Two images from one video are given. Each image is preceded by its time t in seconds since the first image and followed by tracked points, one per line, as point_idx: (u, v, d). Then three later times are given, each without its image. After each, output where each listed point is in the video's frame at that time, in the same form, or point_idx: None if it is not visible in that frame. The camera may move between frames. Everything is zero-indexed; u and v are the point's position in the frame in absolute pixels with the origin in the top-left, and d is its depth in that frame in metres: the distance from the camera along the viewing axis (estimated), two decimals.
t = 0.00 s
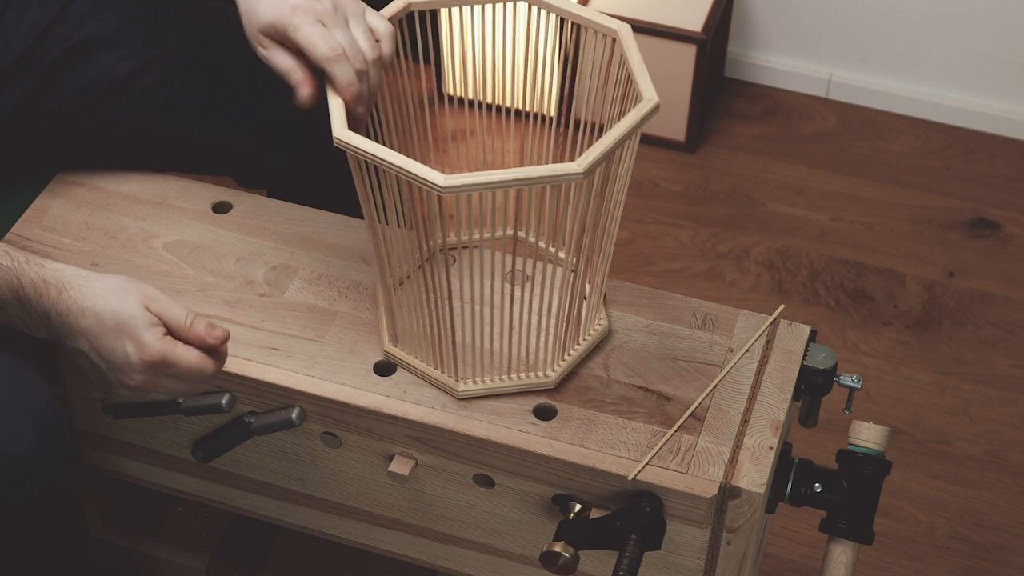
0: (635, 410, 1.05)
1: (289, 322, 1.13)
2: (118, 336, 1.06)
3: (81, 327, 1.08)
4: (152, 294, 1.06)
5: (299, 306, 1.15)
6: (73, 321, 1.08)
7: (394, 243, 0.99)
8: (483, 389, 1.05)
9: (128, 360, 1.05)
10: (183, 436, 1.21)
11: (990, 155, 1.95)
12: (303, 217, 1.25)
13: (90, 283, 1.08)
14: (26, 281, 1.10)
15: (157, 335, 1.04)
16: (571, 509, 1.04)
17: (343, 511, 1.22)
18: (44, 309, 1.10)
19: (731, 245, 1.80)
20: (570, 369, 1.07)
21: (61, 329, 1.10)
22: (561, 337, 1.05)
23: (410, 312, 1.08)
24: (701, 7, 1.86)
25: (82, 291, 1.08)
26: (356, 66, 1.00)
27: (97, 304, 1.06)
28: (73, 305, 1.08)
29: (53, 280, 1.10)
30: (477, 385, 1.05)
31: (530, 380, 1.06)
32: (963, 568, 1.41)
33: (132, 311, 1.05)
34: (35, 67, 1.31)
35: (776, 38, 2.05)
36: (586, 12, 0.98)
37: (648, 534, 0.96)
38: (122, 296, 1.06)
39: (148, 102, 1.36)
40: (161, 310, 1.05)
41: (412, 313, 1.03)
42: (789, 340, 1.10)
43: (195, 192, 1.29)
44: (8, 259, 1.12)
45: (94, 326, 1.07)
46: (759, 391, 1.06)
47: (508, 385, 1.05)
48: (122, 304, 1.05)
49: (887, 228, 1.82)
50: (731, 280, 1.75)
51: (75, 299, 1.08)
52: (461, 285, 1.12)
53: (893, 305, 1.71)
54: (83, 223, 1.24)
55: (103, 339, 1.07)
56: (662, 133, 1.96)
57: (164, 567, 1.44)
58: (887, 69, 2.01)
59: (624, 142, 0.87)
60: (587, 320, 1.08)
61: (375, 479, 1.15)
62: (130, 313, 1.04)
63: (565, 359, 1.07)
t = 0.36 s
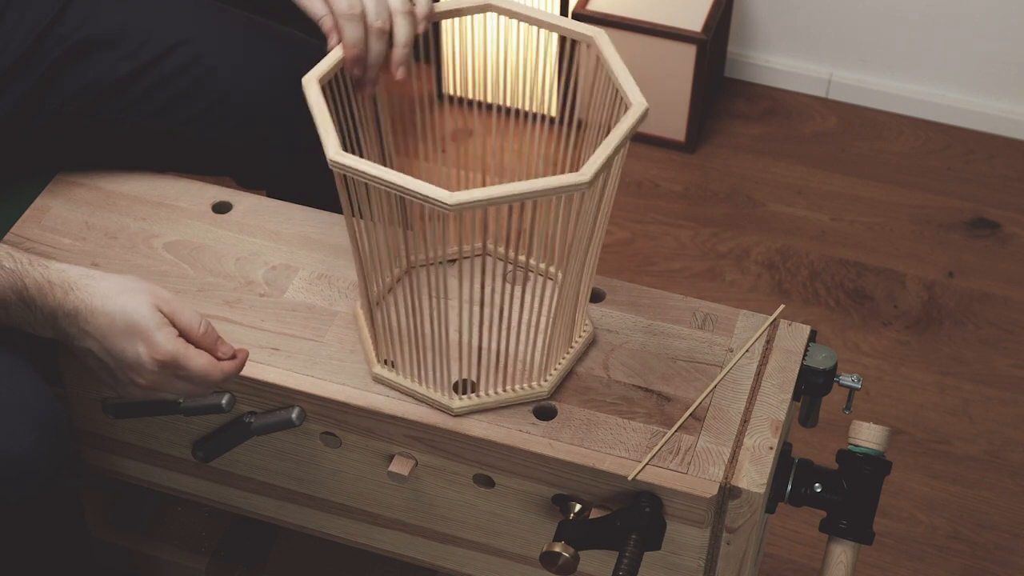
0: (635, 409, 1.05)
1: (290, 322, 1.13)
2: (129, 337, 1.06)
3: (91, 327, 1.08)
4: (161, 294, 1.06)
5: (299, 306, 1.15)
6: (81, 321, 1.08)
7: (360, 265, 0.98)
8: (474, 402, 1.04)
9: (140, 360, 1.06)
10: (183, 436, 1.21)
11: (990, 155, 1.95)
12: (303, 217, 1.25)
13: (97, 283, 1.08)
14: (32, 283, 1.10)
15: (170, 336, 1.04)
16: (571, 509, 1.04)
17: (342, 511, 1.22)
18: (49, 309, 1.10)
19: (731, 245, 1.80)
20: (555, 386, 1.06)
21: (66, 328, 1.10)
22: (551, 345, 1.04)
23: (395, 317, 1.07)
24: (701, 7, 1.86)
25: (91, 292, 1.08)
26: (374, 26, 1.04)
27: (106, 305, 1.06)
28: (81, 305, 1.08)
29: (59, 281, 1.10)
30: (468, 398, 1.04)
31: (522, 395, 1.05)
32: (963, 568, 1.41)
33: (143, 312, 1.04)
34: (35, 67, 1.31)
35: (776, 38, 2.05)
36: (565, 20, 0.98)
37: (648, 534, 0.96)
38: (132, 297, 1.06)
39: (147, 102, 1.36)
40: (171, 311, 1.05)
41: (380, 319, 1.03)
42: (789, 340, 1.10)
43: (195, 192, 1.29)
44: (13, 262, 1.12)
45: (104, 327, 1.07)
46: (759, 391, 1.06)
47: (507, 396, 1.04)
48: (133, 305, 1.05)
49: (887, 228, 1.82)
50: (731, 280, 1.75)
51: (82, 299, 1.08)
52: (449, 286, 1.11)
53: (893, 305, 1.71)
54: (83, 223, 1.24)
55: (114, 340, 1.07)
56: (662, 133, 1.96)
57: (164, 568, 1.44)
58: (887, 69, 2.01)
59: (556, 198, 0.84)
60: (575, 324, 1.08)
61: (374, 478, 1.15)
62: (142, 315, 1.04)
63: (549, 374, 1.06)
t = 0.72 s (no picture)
0: (635, 409, 1.05)
1: (290, 322, 1.13)
2: (142, 333, 1.06)
3: (101, 325, 1.08)
4: (174, 293, 1.08)
5: (299, 306, 1.15)
6: (92, 318, 1.08)
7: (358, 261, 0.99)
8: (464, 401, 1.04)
9: (154, 356, 1.06)
10: (183, 436, 1.21)
11: (990, 155, 1.95)
12: (303, 217, 1.25)
13: (109, 282, 1.09)
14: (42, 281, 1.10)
15: (183, 330, 1.04)
16: (571, 509, 1.04)
17: (342, 511, 1.22)
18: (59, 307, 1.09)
19: (731, 245, 1.80)
20: (545, 389, 1.06)
21: (77, 327, 1.09)
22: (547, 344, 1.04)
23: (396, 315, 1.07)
24: (701, 7, 1.86)
25: (102, 291, 1.08)
26: (349, 31, 1.00)
27: (120, 301, 1.07)
28: (92, 303, 1.08)
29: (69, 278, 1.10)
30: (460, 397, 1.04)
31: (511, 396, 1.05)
32: (963, 568, 1.41)
33: (158, 309, 1.05)
34: (35, 67, 1.31)
35: (776, 38, 2.05)
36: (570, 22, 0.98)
37: (648, 534, 0.96)
38: (144, 294, 1.07)
39: (148, 102, 1.36)
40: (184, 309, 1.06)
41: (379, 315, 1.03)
42: (789, 340, 1.10)
43: (195, 192, 1.29)
44: (23, 260, 1.11)
45: (115, 324, 1.07)
46: (759, 391, 1.06)
47: (501, 396, 1.05)
48: (146, 302, 1.06)
49: (887, 228, 1.82)
50: (731, 280, 1.75)
51: (93, 297, 1.08)
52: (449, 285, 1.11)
53: (893, 305, 1.71)
54: (83, 223, 1.24)
55: (124, 337, 1.07)
56: (662, 133, 1.96)
57: (164, 568, 1.44)
58: (887, 69, 2.01)
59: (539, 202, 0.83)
60: (571, 326, 1.08)
61: (374, 478, 1.15)
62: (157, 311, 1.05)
63: (540, 377, 1.06)
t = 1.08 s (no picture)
0: (635, 409, 1.05)
1: (291, 322, 1.14)
2: (137, 334, 1.06)
3: (100, 325, 1.07)
4: (171, 293, 1.07)
5: (299, 306, 1.15)
6: (90, 319, 1.08)
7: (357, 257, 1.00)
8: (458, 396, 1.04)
9: (150, 357, 1.06)
10: (183, 436, 1.21)
11: (990, 155, 1.95)
12: (303, 217, 1.25)
13: (106, 282, 1.08)
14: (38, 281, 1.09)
15: (180, 332, 1.04)
16: (571, 509, 1.04)
17: (343, 511, 1.22)
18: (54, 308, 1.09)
19: (731, 245, 1.80)
20: (538, 389, 1.06)
21: (74, 327, 1.10)
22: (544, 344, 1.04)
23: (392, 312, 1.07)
24: (701, 7, 1.86)
25: (99, 291, 1.08)
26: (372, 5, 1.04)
27: (117, 302, 1.06)
28: (89, 303, 1.08)
29: (67, 278, 1.10)
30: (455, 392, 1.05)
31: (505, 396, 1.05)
32: (963, 568, 1.41)
33: (153, 310, 1.05)
34: (35, 67, 1.31)
35: (776, 38, 2.05)
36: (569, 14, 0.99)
37: (648, 534, 0.96)
38: (142, 294, 1.06)
39: (146, 102, 1.36)
40: (181, 307, 1.06)
41: (381, 319, 1.03)
42: (789, 340, 1.10)
43: (195, 192, 1.29)
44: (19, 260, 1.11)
45: (113, 325, 1.07)
46: (759, 391, 1.06)
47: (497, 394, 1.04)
48: (143, 303, 1.06)
49: (887, 228, 1.82)
50: (731, 280, 1.75)
51: (90, 298, 1.08)
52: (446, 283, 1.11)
53: (893, 305, 1.71)
54: (83, 223, 1.24)
55: (122, 338, 1.07)
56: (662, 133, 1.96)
57: (164, 568, 1.44)
58: (887, 69, 2.01)
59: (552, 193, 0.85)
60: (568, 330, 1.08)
61: (375, 479, 1.15)
62: (153, 312, 1.05)
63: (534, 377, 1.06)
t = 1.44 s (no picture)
0: (635, 410, 1.05)
1: (291, 322, 1.14)
2: (137, 333, 1.06)
3: (99, 324, 1.07)
4: (170, 292, 1.07)
5: (299, 306, 1.15)
6: (89, 318, 1.08)
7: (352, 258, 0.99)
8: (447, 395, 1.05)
9: (150, 356, 1.06)
10: (183, 436, 1.21)
11: (990, 155, 1.95)
12: (303, 217, 1.25)
13: (105, 281, 1.08)
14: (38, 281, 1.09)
15: (180, 331, 1.04)
16: (571, 509, 1.04)
17: (343, 511, 1.22)
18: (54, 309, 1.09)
19: (731, 245, 1.80)
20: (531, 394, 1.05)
21: (74, 327, 1.10)
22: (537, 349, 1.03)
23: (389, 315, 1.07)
24: (701, 7, 1.86)
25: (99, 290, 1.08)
26: None
27: (117, 301, 1.07)
28: (89, 302, 1.08)
29: (67, 277, 1.10)
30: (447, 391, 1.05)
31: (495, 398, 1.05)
32: (963, 568, 1.41)
33: (153, 309, 1.05)
34: (35, 67, 1.31)
35: (776, 38, 2.05)
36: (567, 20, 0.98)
37: (648, 534, 0.96)
38: (142, 293, 1.06)
39: (146, 102, 1.35)
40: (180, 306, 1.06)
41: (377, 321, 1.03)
42: (789, 340, 1.10)
43: (195, 192, 1.29)
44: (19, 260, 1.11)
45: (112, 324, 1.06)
46: (759, 391, 1.06)
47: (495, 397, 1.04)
48: (143, 301, 1.06)
49: (887, 228, 1.82)
50: (731, 280, 1.75)
51: (90, 297, 1.08)
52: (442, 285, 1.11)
53: (893, 305, 1.71)
54: (83, 223, 1.24)
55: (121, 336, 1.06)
56: (662, 133, 1.96)
57: (164, 568, 1.44)
58: (887, 69, 2.01)
59: (517, 206, 0.83)
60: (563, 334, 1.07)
61: (375, 479, 1.15)
62: (152, 310, 1.05)
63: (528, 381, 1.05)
